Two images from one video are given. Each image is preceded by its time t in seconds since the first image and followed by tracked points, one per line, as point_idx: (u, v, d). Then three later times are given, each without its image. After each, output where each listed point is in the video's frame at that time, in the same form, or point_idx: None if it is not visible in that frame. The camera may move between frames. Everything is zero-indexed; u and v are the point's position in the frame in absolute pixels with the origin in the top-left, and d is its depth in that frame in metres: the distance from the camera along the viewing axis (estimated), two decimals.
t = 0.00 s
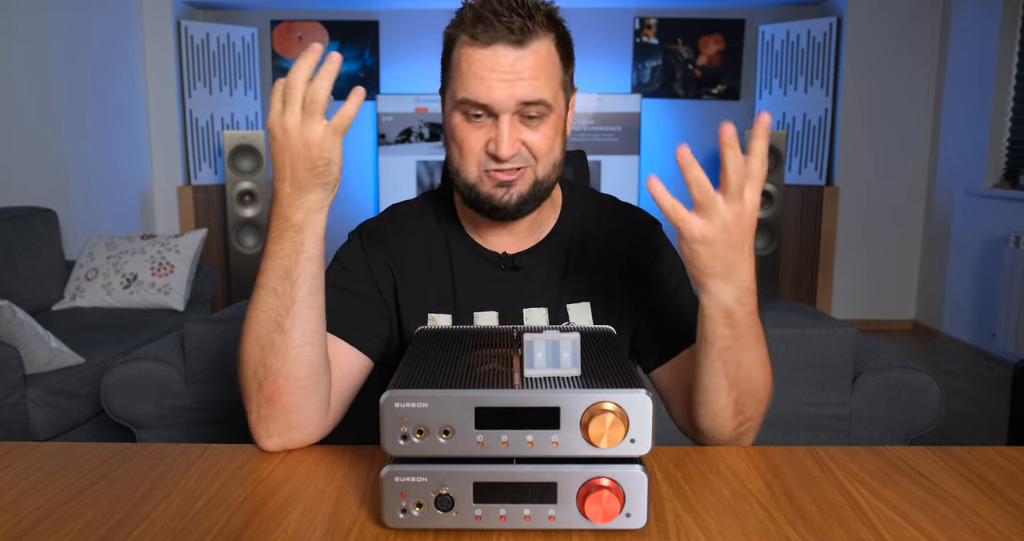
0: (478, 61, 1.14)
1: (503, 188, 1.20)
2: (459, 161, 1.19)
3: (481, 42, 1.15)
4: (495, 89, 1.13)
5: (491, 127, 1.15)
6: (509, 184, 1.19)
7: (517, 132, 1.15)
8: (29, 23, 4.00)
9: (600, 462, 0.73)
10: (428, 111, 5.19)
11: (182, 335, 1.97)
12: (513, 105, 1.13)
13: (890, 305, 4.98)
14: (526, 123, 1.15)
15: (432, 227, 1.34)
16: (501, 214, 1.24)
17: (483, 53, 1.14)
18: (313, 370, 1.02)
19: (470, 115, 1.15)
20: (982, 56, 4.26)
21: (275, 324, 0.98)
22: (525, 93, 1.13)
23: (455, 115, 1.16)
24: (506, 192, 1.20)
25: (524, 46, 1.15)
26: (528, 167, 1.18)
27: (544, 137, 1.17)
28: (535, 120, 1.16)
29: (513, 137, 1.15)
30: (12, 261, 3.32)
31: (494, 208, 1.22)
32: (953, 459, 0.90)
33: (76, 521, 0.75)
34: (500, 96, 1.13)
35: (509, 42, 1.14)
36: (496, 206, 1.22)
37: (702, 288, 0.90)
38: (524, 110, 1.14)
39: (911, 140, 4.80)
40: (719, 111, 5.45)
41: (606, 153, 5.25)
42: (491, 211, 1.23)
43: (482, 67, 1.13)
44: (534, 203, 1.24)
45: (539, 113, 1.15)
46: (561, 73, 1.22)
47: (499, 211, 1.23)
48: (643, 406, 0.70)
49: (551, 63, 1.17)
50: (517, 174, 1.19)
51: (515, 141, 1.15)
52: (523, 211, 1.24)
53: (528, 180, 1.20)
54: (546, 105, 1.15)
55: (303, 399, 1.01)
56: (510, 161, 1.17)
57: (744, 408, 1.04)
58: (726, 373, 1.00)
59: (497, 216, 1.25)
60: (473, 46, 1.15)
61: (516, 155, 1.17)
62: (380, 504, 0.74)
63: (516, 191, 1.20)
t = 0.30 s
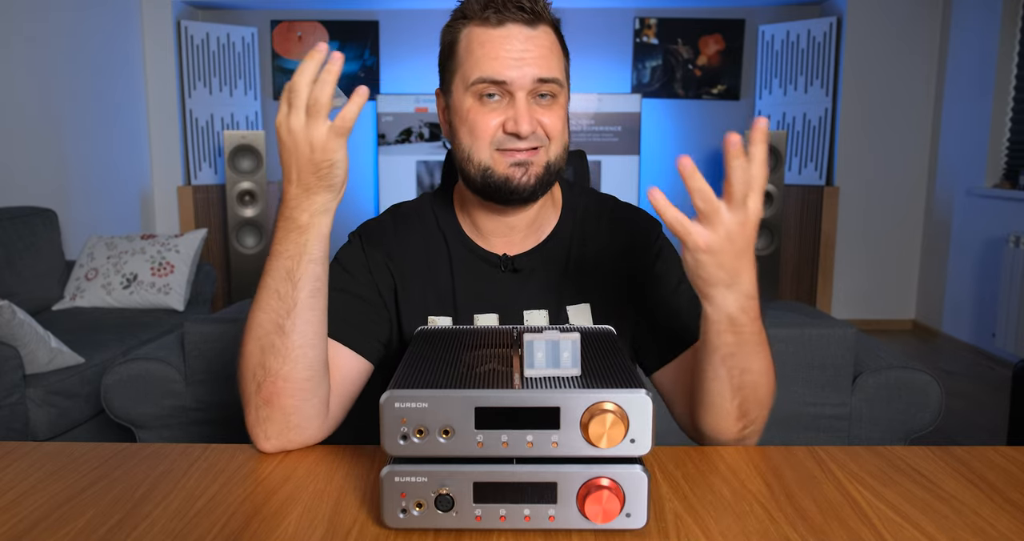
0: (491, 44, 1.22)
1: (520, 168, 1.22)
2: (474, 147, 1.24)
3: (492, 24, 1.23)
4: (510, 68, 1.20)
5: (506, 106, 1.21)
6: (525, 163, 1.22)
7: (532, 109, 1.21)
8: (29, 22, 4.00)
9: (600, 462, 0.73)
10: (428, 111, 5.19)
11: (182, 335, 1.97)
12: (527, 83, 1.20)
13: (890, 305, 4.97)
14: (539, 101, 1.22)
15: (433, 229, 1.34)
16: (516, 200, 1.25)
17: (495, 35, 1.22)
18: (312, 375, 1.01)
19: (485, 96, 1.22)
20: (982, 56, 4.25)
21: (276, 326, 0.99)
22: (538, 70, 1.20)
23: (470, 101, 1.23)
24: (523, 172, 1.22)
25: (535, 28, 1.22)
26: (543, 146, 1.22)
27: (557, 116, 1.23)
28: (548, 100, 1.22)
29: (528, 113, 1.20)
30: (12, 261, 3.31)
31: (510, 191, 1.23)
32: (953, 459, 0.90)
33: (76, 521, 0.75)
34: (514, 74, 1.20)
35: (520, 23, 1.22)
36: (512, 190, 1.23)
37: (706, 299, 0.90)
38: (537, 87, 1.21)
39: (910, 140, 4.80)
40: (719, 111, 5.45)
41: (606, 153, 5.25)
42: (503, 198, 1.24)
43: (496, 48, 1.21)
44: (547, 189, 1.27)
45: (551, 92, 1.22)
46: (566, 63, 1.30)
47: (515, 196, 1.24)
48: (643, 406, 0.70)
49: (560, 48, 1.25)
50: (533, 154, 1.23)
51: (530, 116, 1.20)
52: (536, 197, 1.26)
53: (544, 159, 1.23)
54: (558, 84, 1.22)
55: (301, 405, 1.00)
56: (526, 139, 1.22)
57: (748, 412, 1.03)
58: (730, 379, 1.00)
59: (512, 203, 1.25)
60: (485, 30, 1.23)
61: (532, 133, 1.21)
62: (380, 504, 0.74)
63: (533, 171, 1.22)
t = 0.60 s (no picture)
0: (490, 36, 1.23)
1: (517, 158, 1.22)
2: (472, 139, 1.24)
3: (491, 17, 1.25)
4: (507, 58, 1.22)
5: (504, 96, 1.22)
6: (522, 152, 1.22)
7: (529, 100, 1.21)
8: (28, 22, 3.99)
9: (600, 462, 0.73)
10: (428, 111, 5.19)
11: (182, 335, 1.98)
12: (524, 73, 1.22)
13: (890, 305, 4.97)
14: (538, 92, 1.23)
15: (436, 230, 1.34)
16: (513, 195, 1.22)
17: (494, 28, 1.23)
18: (312, 382, 0.97)
19: (483, 86, 1.23)
20: (982, 56, 4.25)
21: (273, 336, 0.94)
22: (535, 61, 1.21)
23: (468, 92, 1.24)
24: (520, 162, 1.21)
25: (534, 21, 1.24)
26: (541, 137, 1.23)
27: (555, 108, 1.23)
28: (546, 92, 1.23)
29: (526, 102, 1.21)
30: (12, 261, 3.32)
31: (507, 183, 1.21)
32: (953, 459, 0.90)
33: (76, 521, 0.75)
34: (511, 64, 1.21)
35: (519, 16, 1.24)
36: (508, 181, 1.21)
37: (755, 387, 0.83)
38: (535, 77, 1.22)
39: (910, 140, 4.79)
40: (719, 110, 5.45)
41: (606, 153, 5.25)
42: (501, 192, 1.22)
43: (495, 39, 1.22)
44: (547, 183, 1.25)
45: (549, 83, 1.23)
46: (567, 60, 1.31)
47: (511, 189, 1.21)
48: (643, 406, 0.70)
49: (559, 44, 1.26)
50: (531, 145, 1.23)
51: (527, 104, 1.21)
52: (535, 191, 1.23)
53: (543, 151, 1.23)
54: (556, 76, 1.23)
55: (301, 415, 0.95)
56: (523, 129, 1.22)
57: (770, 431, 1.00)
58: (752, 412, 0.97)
59: (509, 198, 1.22)
60: (485, 23, 1.25)
61: (529, 123, 1.22)
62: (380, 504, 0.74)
63: (530, 160, 1.21)
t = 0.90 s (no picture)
0: (496, 38, 1.23)
1: (521, 162, 1.22)
2: (477, 142, 1.24)
3: (498, 19, 1.24)
4: (513, 61, 1.21)
5: (510, 100, 1.22)
6: (527, 157, 1.22)
7: (535, 103, 1.22)
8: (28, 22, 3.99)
9: (599, 462, 0.72)
10: (428, 111, 5.20)
11: (182, 335, 1.97)
12: (530, 76, 1.22)
13: (890, 305, 4.97)
14: (543, 95, 1.23)
15: (440, 231, 1.34)
16: (517, 196, 1.23)
17: (500, 30, 1.23)
18: (314, 387, 0.98)
19: (488, 90, 1.23)
20: (982, 56, 4.25)
21: (276, 344, 0.95)
22: (541, 64, 1.21)
23: (474, 95, 1.24)
24: (524, 166, 1.22)
25: (540, 23, 1.23)
26: (546, 141, 1.23)
27: (560, 112, 1.23)
28: (552, 94, 1.23)
29: (531, 106, 1.21)
30: (12, 261, 3.32)
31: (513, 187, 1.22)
32: (954, 459, 0.90)
33: (76, 521, 0.75)
34: (517, 67, 1.21)
35: (525, 18, 1.23)
36: (512, 186, 1.22)
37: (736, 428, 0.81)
38: (541, 80, 1.22)
39: (910, 140, 4.79)
40: (719, 111, 5.45)
41: (606, 153, 5.25)
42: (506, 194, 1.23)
43: (501, 41, 1.22)
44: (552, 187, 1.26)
45: (555, 86, 1.23)
46: (572, 62, 1.30)
47: (515, 193, 1.22)
48: (643, 405, 0.70)
49: (566, 45, 1.26)
50: (536, 149, 1.23)
51: (533, 108, 1.21)
52: (539, 195, 1.24)
53: (548, 155, 1.23)
54: (562, 79, 1.23)
55: (303, 420, 0.95)
56: (528, 133, 1.22)
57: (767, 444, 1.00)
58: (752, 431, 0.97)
59: (514, 199, 1.23)
60: (490, 25, 1.24)
61: (534, 127, 1.22)
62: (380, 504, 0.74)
63: (534, 165, 1.22)
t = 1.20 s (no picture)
0: (494, 41, 1.23)
1: (519, 165, 1.22)
2: (475, 145, 1.24)
3: (495, 21, 1.24)
4: (511, 64, 1.22)
5: (507, 103, 1.23)
6: (525, 160, 1.22)
7: (533, 107, 1.22)
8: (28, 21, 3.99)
9: (600, 462, 0.72)
10: (428, 111, 5.20)
11: (182, 335, 1.97)
12: (528, 79, 1.22)
13: (890, 305, 4.97)
14: (541, 98, 1.23)
15: (439, 232, 1.34)
16: (515, 201, 1.23)
17: (498, 33, 1.23)
18: (315, 389, 0.98)
19: (486, 92, 1.23)
20: (982, 56, 4.25)
21: (279, 342, 0.95)
22: (539, 67, 1.21)
23: (472, 98, 1.24)
24: (522, 169, 1.22)
25: (537, 26, 1.24)
26: (544, 144, 1.23)
27: (558, 115, 1.23)
28: (550, 97, 1.24)
29: (529, 109, 1.21)
30: (12, 261, 3.31)
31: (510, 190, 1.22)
32: (954, 459, 0.90)
33: (76, 521, 0.75)
34: (515, 70, 1.21)
35: (523, 21, 1.23)
36: (511, 189, 1.21)
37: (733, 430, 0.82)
38: (538, 83, 1.22)
39: (910, 140, 4.79)
40: (719, 111, 5.45)
41: (606, 153, 5.25)
42: (504, 199, 1.22)
43: (498, 44, 1.22)
44: (550, 190, 1.26)
45: (553, 89, 1.23)
46: (570, 64, 1.30)
47: (513, 197, 1.22)
48: (643, 405, 0.70)
49: (564, 48, 1.26)
50: (533, 153, 1.23)
51: (531, 112, 1.21)
52: (538, 199, 1.24)
53: (545, 159, 1.23)
54: (560, 82, 1.23)
55: (302, 421, 0.95)
56: (526, 136, 1.23)
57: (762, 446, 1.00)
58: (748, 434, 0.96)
59: (511, 204, 1.23)
60: (488, 27, 1.24)
61: (532, 130, 1.22)
62: (380, 504, 0.74)
63: (532, 169, 1.22)
